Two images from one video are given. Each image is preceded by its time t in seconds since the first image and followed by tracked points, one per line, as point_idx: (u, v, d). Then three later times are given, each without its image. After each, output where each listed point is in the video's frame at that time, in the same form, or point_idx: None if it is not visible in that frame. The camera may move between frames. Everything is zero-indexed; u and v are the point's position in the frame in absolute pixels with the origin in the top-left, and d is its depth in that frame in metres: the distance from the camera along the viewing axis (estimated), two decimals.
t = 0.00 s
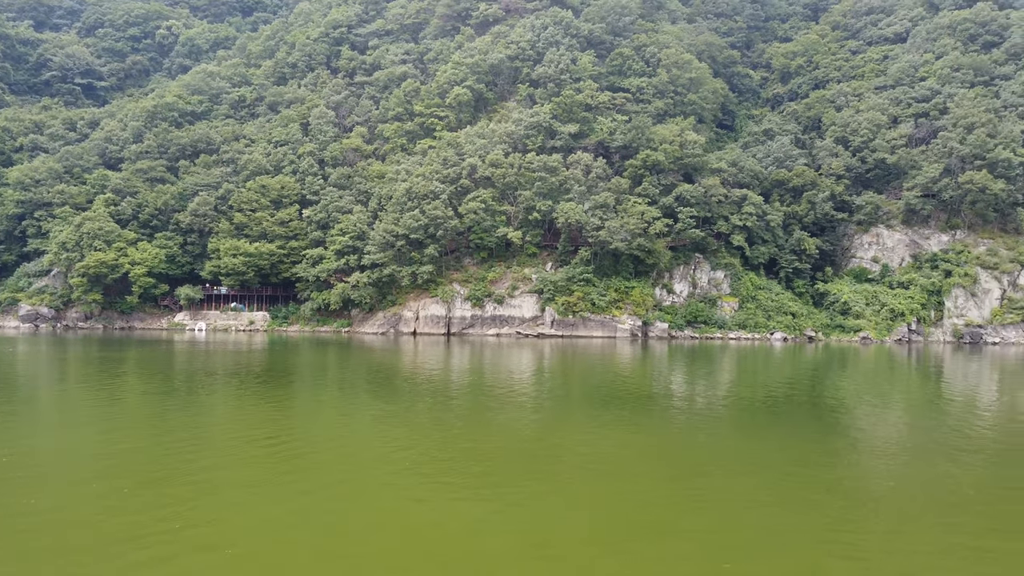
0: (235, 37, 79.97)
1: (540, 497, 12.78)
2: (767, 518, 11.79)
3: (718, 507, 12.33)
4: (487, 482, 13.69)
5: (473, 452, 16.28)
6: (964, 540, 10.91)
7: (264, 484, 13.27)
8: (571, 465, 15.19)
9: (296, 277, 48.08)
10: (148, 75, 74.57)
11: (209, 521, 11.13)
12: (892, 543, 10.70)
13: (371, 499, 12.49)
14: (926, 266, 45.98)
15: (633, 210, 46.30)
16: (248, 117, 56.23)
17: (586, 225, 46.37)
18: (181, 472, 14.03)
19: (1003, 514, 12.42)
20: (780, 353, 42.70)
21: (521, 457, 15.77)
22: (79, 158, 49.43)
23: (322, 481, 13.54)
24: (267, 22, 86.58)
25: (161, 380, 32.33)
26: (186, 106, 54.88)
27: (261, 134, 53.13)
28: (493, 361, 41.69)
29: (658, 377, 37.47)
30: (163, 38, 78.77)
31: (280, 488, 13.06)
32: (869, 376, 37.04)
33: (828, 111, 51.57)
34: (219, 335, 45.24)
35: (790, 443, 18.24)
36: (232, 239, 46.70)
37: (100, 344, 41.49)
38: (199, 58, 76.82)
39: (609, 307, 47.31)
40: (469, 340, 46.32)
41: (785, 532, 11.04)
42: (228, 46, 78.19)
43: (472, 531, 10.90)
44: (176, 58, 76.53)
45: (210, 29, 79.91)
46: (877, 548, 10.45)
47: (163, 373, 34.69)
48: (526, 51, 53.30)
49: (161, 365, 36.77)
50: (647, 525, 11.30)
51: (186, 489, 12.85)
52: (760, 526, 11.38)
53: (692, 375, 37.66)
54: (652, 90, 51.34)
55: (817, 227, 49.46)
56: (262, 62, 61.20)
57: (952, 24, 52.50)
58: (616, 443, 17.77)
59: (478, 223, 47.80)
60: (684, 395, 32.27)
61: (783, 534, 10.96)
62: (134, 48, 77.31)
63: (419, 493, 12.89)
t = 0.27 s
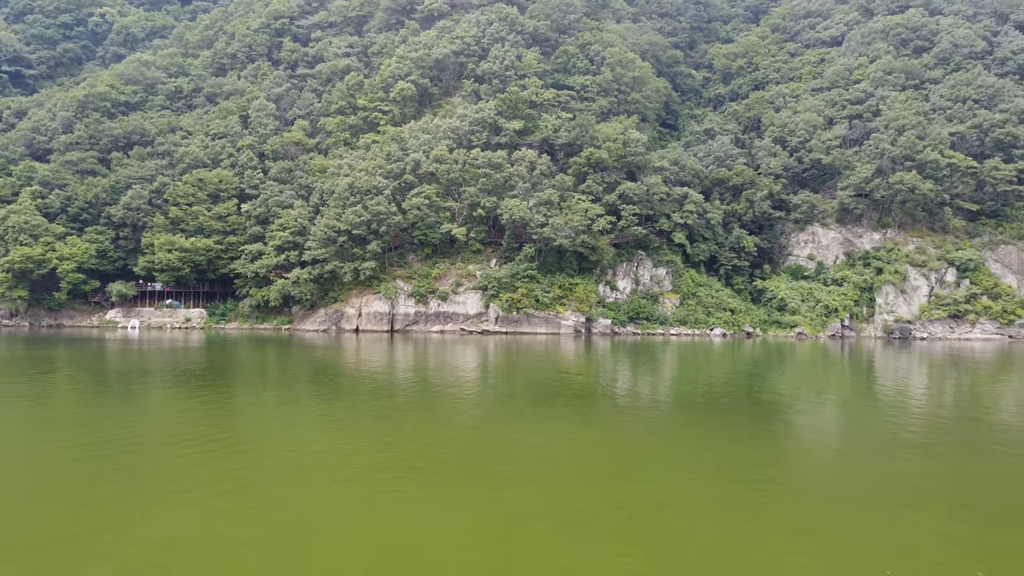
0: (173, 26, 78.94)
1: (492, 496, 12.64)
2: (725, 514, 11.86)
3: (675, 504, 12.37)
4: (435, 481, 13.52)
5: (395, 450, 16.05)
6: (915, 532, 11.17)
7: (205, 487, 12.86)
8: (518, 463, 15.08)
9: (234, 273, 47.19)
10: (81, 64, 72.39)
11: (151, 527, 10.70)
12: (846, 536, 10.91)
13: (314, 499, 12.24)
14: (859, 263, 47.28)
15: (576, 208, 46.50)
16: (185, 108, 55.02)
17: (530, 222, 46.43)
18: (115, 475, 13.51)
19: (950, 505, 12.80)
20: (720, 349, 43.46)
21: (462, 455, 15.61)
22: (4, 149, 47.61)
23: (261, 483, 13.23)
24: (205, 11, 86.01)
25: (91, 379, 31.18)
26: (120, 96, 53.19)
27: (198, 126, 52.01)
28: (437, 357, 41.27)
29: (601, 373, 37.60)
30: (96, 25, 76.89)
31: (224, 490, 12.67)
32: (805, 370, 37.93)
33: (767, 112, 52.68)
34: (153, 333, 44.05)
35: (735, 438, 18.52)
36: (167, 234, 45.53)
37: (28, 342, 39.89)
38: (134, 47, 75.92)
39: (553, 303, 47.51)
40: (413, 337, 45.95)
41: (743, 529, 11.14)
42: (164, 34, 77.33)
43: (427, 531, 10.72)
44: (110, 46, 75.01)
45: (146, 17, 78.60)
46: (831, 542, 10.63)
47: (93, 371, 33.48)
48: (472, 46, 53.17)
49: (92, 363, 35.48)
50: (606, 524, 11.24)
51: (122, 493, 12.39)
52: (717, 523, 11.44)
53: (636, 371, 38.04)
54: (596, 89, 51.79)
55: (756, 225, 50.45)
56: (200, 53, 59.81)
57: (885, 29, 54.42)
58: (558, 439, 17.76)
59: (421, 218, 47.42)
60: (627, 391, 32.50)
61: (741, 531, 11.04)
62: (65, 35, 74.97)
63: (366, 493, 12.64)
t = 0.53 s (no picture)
0: (109, 14, 76.97)
1: (436, 497, 12.40)
2: (676, 511, 11.82)
3: (626, 502, 12.30)
4: (375, 482, 13.26)
5: (318, 450, 15.76)
6: (860, 524, 11.33)
7: (136, 494, 12.36)
8: (459, 463, 14.84)
9: (170, 270, 46.10)
10: (10, 52, 69.98)
11: (78, 538, 10.17)
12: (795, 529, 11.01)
13: (248, 503, 11.89)
14: (797, 261, 48.28)
15: (522, 205, 46.47)
16: (120, 99, 53.71)
17: (475, 219, 46.24)
18: (36, 482, 13.02)
19: (891, 495, 13.08)
20: (663, 345, 43.97)
21: (400, 455, 15.39)
22: None
23: (192, 487, 12.84)
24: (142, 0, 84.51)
25: (17, 379, 29.88)
26: (50, 86, 51.42)
27: (133, 118, 50.85)
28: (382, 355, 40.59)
29: (547, 371, 37.44)
30: (27, 13, 74.56)
31: (159, 497, 12.20)
32: (745, 366, 38.72)
33: (709, 112, 53.53)
34: (85, 332, 42.72)
35: (675, 434, 18.64)
36: (100, 230, 44.19)
37: None
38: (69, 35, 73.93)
39: (498, 300, 47.47)
40: (356, 335, 45.33)
41: (694, 525, 11.12)
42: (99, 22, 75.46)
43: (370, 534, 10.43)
44: (42, 33, 72.87)
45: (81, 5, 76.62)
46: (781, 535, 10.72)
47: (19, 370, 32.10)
48: (417, 41, 53.05)
49: (19, 363, 34.07)
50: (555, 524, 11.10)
51: (45, 503, 11.82)
52: (668, 520, 11.39)
53: (581, 367, 38.19)
54: (543, 86, 51.96)
55: (698, 223, 51.15)
56: (137, 43, 58.32)
57: (823, 33, 56.04)
58: (496, 437, 17.64)
59: (365, 215, 46.85)
60: (571, 388, 32.48)
61: (691, 527, 11.02)
62: None
63: (304, 496, 12.33)
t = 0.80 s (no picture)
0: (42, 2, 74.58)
1: (389, 498, 12.11)
2: (641, 508, 11.74)
3: (589, 501, 12.17)
4: (321, 484, 12.89)
5: (241, 451, 15.28)
6: (821, 518, 11.49)
7: (77, 498, 11.97)
8: (407, 463, 14.51)
9: (106, 267, 44.82)
10: None
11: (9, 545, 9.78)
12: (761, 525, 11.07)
13: (190, 507, 11.44)
14: (741, 257, 49.05)
15: (470, 201, 46.20)
16: (54, 90, 52.17)
17: (423, 215, 45.76)
18: None
19: (845, 489, 13.35)
20: (610, 341, 44.20)
21: (342, 456, 15.03)
22: None
23: (124, 493, 12.29)
24: None
25: None
26: None
27: (67, 109, 49.54)
28: (327, 354, 39.52)
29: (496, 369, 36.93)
30: None
31: (103, 501, 11.82)
32: (689, 361, 39.10)
33: (657, 110, 54.18)
34: (14, 331, 41.25)
35: (625, 431, 18.65)
36: (30, 225, 42.70)
37: None
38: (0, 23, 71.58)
39: (446, 297, 47.14)
40: (301, 333, 44.53)
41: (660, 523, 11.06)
42: (32, 10, 73.24)
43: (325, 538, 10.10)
44: None
45: None
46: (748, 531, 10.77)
47: None
48: (363, 34, 52.79)
49: None
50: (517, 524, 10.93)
51: None
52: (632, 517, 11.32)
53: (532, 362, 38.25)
54: (491, 81, 52.12)
55: (645, 220, 51.63)
56: (71, 32, 56.57)
57: (767, 33, 57.53)
58: (439, 436, 17.36)
59: (309, 211, 46.05)
60: (522, 386, 32.21)
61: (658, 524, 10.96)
62: None
63: (249, 499, 11.92)
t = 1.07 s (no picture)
0: None
1: (325, 502, 11.50)
2: (588, 507, 11.38)
3: (538, 499, 11.78)
4: (253, 489, 12.20)
5: (161, 456, 14.46)
6: (779, 509, 11.44)
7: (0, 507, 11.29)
8: (344, 466, 13.91)
9: (33, 263, 43.12)
10: None
11: None
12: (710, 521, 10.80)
13: (107, 516, 10.73)
14: (684, 253, 49.68)
15: (414, 196, 45.58)
16: None
17: (367, 210, 44.94)
18: None
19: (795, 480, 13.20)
20: (556, 336, 43.92)
21: (275, 459, 14.37)
22: None
23: (28, 504, 11.39)
24: None
25: None
26: None
27: None
28: (266, 353, 37.80)
29: (441, 364, 35.58)
30: None
31: (27, 509, 11.16)
32: (632, 355, 38.75)
33: (602, 107, 55.27)
34: None
35: (574, 427, 18.28)
36: None
37: None
38: None
39: (391, 294, 46.31)
40: (240, 330, 43.36)
41: (606, 522, 10.67)
42: None
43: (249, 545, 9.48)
44: None
45: None
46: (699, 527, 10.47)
47: None
48: (304, 26, 52.46)
49: None
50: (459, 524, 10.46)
51: None
52: (577, 516, 10.95)
53: (478, 360, 36.76)
54: (436, 76, 52.36)
55: (591, 216, 51.93)
56: None
57: (709, 33, 59.72)
58: (379, 437, 16.74)
59: (249, 205, 44.92)
60: (467, 378, 31.24)
61: (605, 523, 10.57)
62: None
63: (172, 506, 11.17)
